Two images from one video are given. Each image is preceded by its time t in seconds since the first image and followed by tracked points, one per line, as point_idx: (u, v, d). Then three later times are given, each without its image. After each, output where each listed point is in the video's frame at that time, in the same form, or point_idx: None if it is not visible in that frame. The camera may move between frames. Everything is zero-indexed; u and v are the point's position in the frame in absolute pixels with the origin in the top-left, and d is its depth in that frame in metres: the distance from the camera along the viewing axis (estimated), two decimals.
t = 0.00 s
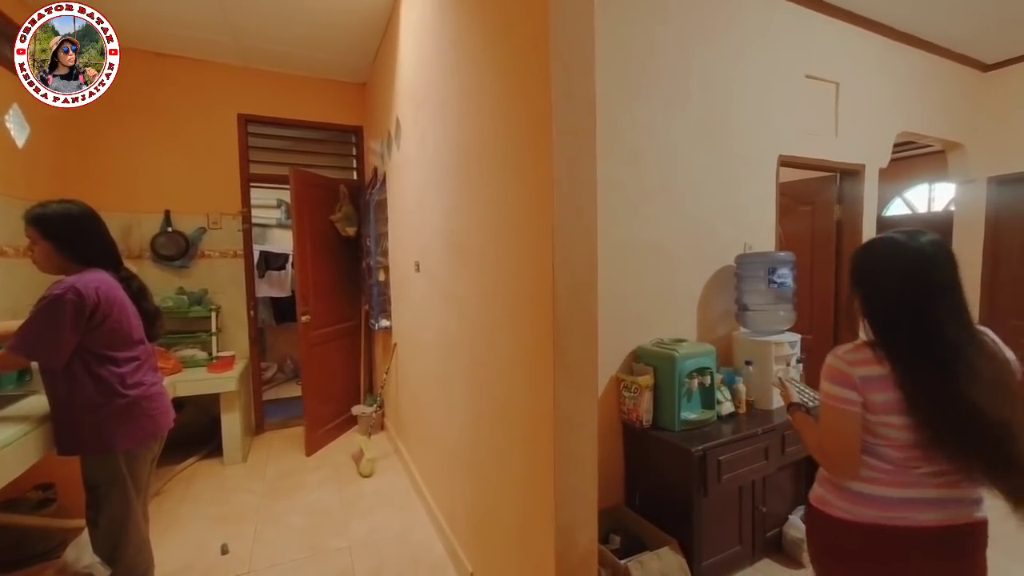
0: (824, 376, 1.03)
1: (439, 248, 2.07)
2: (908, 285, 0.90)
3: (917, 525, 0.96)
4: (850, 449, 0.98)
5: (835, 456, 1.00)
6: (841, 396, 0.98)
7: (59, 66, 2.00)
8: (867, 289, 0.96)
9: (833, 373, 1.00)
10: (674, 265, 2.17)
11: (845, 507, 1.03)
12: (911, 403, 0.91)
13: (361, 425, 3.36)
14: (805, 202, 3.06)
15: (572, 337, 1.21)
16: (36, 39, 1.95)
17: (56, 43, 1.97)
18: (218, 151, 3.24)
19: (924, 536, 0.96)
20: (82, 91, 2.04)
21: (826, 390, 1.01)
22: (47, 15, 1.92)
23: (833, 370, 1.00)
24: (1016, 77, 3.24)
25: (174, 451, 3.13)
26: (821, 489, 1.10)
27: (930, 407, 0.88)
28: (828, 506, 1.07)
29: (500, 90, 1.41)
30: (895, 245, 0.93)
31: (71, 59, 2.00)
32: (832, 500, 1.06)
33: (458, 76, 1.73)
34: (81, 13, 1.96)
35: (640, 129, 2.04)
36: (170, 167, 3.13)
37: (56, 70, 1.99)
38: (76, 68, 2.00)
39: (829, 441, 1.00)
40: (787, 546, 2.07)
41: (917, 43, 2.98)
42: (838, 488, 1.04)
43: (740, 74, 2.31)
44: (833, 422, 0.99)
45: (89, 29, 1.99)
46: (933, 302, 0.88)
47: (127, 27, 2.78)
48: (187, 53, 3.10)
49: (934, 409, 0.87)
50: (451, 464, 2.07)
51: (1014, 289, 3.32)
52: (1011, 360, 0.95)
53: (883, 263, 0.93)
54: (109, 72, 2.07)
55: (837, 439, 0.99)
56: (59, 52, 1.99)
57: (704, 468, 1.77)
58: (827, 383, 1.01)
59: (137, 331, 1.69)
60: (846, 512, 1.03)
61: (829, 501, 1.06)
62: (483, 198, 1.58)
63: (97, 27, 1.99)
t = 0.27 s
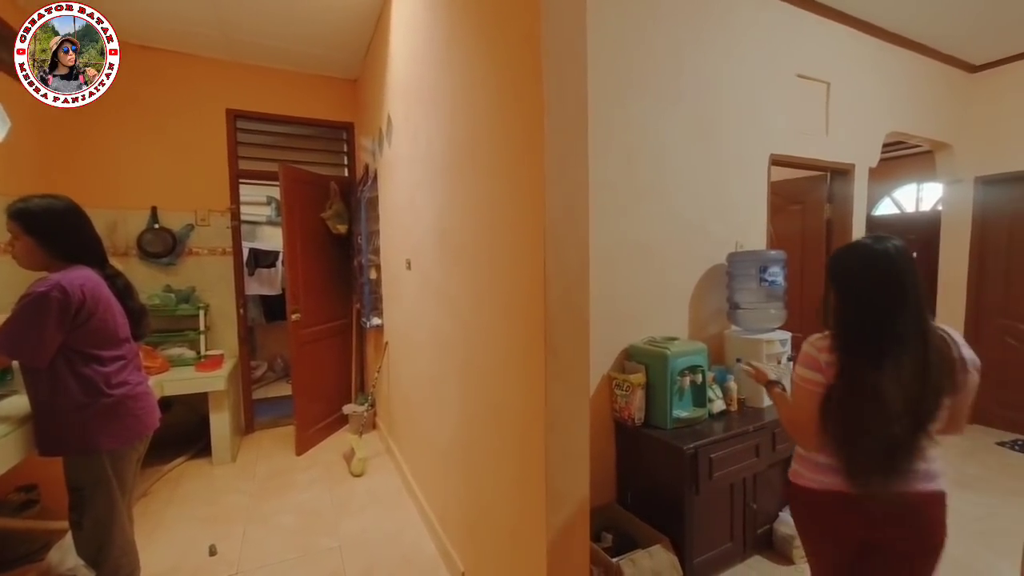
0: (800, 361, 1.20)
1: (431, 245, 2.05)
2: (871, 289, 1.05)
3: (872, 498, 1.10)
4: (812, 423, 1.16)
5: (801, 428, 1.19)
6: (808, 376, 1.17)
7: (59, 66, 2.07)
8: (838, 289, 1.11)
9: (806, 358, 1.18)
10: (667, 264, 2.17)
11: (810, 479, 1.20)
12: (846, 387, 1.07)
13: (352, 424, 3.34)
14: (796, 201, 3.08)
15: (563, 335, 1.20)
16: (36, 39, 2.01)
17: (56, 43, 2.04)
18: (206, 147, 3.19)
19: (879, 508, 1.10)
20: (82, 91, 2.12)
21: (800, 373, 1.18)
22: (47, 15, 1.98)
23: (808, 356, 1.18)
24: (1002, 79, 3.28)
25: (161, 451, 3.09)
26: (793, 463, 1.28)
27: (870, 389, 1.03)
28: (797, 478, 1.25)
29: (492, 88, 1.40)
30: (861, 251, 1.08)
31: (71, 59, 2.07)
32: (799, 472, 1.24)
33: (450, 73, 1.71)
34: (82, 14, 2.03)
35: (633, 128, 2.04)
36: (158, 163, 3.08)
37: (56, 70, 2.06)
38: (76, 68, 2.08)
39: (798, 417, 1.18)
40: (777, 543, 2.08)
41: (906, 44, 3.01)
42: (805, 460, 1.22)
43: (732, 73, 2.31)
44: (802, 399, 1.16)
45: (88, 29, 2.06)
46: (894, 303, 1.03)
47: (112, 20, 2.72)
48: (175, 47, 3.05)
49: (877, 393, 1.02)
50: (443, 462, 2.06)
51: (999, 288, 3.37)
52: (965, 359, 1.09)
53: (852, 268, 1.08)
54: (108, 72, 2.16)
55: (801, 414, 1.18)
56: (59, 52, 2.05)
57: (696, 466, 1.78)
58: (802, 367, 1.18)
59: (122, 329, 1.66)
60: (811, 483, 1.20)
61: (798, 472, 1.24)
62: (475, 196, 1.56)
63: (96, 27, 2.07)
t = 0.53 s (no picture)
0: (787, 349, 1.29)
1: (424, 243, 2.03)
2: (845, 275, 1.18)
3: (867, 471, 1.21)
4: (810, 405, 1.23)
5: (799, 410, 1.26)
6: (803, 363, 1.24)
7: (59, 66, 2.30)
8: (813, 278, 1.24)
9: (795, 345, 1.26)
10: (662, 262, 2.16)
11: (806, 464, 1.26)
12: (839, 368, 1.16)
13: (345, 423, 3.32)
14: (790, 200, 3.09)
15: (558, 333, 1.19)
16: (37, 40, 2.24)
17: (56, 44, 2.26)
18: (197, 143, 3.15)
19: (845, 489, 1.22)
20: (82, 90, 2.38)
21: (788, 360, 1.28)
22: (49, 16, 2.21)
23: (796, 343, 1.27)
24: (992, 80, 3.31)
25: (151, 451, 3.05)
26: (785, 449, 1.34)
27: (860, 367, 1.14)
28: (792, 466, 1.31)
29: (487, 84, 1.39)
30: (832, 246, 1.22)
31: (72, 59, 2.30)
32: (795, 459, 1.30)
33: (444, 68, 1.69)
34: (81, 15, 2.26)
35: (628, 126, 2.03)
36: (147, 159, 3.04)
37: (56, 70, 2.29)
38: (76, 68, 2.32)
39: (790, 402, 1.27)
40: (771, 541, 2.09)
41: (899, 44, 3.02)
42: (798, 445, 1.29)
43: (727, 71, 2.31)
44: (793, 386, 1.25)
45: (88, 30, 2.29)
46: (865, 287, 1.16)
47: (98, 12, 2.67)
48: (164, 41, 3.00)
49: (863, 370, 1.15)
50: (437, 461, 2.04)
51: (989, 287, 3.41)
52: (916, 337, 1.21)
53: (825, 258, 1.21)
54: (108, 72, 2.49)
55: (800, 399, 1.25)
56: (60, 52, 2.28)
57: (691, 465, 1.78)
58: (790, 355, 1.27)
59: (112, 328, 1.63)
60: (807, 469, 1.26)
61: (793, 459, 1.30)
62: (469, 194, 1.55)
63: (96, 28, 2.30)
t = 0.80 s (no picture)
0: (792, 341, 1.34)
1: (415, 241, 2.01)
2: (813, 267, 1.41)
3: (882, 450, 1.29)
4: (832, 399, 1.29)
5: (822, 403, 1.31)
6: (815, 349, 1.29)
7: (59, 67, 2.38)
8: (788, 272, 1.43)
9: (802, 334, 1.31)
10: (655, 261, 2.16)
11: (836, 460, 1.30)
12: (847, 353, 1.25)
13: (336, 423, 3.29)
14: (781, 199, 3.11)
15: (550, 332, 1.17)
16: (37, 40, 2.35)
17: (56, 43, 2.35)
18: (183, 138, 3.09)
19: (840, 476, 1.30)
20: (82, 90, 2.48)
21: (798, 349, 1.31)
22: (49, 17, 2.31)
23: (800, 332, 1.32)
24: (978, 82, 3.35)
25: (136, 452, 2.99)
26: (809, 449, 1.35)
27: (861, 349, 1.26)
28: (819, 465, 1.34)
29: (479, 79, 1.37)
30: (800, 247, 1.42)
31: (72, 59, 2.38)
32: (822, 457, 1.32)
33: (435, 64, 1.67)
34: (81, 15, 2.35)
35: (621, 123, 2.02)
36: (131, 154, 2.98)
37: (57, 70, 2.38)
38: (77, 69, 2.41)
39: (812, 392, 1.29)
40: (762, 538, 2.10)
41: (888, 44, 3.05)
42: (824, 440, 1.32)
43: (719, 70, 2.31)
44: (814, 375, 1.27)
45: (88, 30, 2.38)
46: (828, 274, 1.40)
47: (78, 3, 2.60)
48: (148, 34, 2.93)
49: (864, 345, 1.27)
50: (428, 461, 2.02)
51: (974, 286, 3.46)
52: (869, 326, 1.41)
53: (799, 255, 1.43)
54: (107, 72, 2.61)
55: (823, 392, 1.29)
56: (61, 53, 2.37)
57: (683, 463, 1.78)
58: (798, 344, 1.31)
59: (97, 327, 1.58)
60: (837, 464, 1.30)
61: (821, 457, 1.33)
62: (461, 190, 1.53)
63: (95, 28, 2.40)
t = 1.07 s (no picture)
0: (792, 335, 1.32)
1: (405, 238, 1.98)
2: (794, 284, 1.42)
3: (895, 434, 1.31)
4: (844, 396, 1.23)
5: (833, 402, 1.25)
6: (812, 341, 1.27)
7: (57, 66, 2.40)
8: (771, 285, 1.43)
9: (799, 326, 1.31)
10: (646, 258, 2.16)
11: (867, 449, 1.28)
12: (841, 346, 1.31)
13: (325, 423, 3.25)
14: (770, 196, 3.13)
15: (542, 330, 1.16)
16: (37, 40, 2.38)
17: (56, 43, 2.36)
18: (166, 134, 3.03)
19: (857, 475, 1.30)
20: (81, 89, 2.50)
21: (801, 340, 1.29)
22: (49, 17, 2.33)
23: (797, 325, 1.31)
24: (963, 80, 3.39)
25: (120, 455, 2.93)
26: (840, 445, 1.30)
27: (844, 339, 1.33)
28: (852, 459, 1.30)
29: (468, 73, 1.34)
30: (768, 253, 1.47)
31: (72, 59, 2.38)
32: (856, 450, 1.28)
33: (424, 58, 1.64)
34: (81, 15, 2.36)
35: (612, 120, 2.01)
36: (113, 150, 2.91)
37: (56, 70, 2.39)
38: (76, 68, 2.41)
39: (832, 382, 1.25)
40: (753, 534, 2.11)
41: (876, 42, 3.07)
42: (854, 432, 1.28)
43: (710, 66, 2.31)
44: (828, 364, 1.25)
45: (88, 30, 2.38)
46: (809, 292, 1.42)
47: None
48: (128, 27, 2.86)
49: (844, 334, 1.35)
50: (419, 460, 2.00)
51: (959, 282, 3.51)
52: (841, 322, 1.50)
53: (779, 268, 1.44)
54: (107, 72, 2.64)
55: (836, 386, 1.23)
56: (58, 52, 2.38)
57: (676, 460, 1.78)
58: (801, 336, 1.30)
59: (77, 328, 1.54)
60: (869, 454, 1.28)
61: (853, 451, 1.29)
62: (451, 187, 1.51)
63: (94, 27, 2.41)
